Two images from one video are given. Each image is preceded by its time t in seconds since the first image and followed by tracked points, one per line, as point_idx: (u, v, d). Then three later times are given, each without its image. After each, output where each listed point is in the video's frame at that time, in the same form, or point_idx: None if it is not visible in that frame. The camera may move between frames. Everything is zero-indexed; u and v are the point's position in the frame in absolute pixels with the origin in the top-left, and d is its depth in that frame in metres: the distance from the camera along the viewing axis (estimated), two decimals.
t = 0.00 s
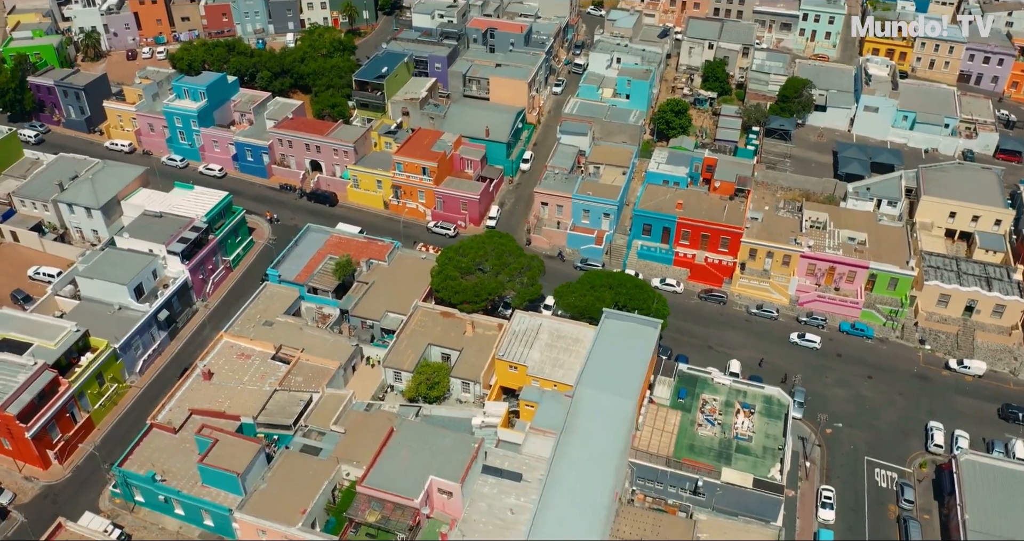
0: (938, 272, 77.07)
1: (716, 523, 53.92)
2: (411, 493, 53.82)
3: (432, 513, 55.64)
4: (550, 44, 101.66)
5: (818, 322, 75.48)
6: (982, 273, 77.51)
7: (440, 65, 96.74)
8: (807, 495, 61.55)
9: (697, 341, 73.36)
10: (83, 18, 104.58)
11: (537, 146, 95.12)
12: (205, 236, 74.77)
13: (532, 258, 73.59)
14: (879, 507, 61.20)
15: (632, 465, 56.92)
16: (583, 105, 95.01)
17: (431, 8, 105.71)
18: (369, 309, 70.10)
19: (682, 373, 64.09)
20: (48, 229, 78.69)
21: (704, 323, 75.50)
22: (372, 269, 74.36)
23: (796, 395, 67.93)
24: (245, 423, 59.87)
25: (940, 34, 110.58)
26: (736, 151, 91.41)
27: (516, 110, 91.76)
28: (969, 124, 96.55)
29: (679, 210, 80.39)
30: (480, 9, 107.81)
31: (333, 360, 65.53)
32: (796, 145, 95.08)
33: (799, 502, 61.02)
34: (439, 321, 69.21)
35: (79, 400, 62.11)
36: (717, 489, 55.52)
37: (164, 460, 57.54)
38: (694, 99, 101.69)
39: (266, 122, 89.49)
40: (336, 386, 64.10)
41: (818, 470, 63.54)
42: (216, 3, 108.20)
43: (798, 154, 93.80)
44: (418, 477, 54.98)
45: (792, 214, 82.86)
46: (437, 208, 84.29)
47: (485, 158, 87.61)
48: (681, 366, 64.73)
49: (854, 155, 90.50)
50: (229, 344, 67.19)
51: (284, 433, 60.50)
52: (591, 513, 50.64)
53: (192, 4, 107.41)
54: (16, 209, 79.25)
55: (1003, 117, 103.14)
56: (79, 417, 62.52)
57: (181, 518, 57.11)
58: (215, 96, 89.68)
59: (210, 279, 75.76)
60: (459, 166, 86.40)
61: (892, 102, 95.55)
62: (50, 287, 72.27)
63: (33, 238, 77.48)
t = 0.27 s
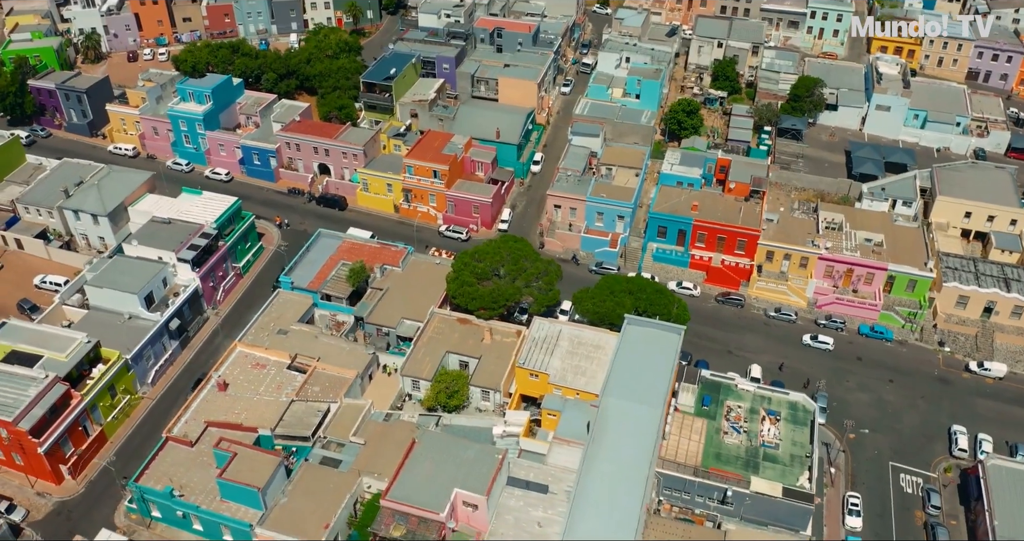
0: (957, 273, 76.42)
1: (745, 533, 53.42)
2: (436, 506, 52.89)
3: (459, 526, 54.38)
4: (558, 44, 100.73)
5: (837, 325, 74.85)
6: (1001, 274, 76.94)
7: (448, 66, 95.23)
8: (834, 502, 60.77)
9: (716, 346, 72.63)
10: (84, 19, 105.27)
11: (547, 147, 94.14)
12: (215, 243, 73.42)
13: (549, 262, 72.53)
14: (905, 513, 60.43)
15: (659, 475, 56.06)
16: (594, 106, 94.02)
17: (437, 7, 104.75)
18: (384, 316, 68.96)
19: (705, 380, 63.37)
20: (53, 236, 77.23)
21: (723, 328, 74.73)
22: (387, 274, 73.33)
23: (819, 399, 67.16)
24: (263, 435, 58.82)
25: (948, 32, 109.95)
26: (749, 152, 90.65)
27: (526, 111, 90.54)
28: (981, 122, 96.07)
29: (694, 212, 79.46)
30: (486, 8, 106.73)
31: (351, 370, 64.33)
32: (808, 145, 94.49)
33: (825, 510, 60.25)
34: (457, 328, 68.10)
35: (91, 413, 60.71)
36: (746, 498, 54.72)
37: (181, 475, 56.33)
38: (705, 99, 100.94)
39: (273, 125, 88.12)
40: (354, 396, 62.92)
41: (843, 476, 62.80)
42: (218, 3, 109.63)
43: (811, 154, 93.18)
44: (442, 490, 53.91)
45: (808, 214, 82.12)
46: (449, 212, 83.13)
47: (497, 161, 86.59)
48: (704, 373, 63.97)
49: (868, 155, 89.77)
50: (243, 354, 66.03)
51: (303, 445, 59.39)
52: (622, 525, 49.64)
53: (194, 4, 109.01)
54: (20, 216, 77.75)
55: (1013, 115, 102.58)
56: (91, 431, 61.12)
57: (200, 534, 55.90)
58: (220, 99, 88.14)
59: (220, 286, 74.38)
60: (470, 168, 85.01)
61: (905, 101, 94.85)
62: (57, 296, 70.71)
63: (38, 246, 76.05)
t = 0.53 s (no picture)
0: (975, 274, 75.78)
1: None
2: (462, 520, 51.76)
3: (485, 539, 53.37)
4: (566, 43, 99.62)
5: (856, 328, 74.18)
6: (1018, 274, 76.40)
7: (457, 66, 94.39)
8: (860, 509, 60.06)
9: (736, 350, 71.90)
10: (83, 20, 104.80)
11: (558, 149, 93.12)
12: (225, 249, 72.02)
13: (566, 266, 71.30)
14: (933, 519, 59.74)
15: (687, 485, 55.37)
16: (605, 107, 93.18)
17: (444, 7, 103.81)
18: (400, 323, 67.77)
19: (729, 386, 62.53)
20: (59, 244, 75.71)
21: (741, 331, 73.99)
22: (401, 280, 72.17)
23: (841, 404, 66.45)
24: (281, 448, 57.55)
25: (957, 29, 109.42)
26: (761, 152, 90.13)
27: (536, 112, 89.45)
28: (992, 120, 95.54)
29: (710, 215, 78.54)
30: (493, 7, 105.61)
31: (368, 379, 63.12)
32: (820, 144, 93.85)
33: (852, 517, 59.55)
34: (475, 335, 67.03)
35: (104, 426, 59.42)
36: (776, 508, 53.86)
37: (199, 489, 55.12)
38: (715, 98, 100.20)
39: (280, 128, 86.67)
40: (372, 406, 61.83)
41: (868, 482, 62.10)
42: (220, 4, 109.41)
43: (823, 153, 92.54)
44: (468, 503, 52.88)
45: (823, 215, 81.40)
46: (461, 215, 81.98)
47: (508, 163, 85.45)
48: (727, 379, 63.02)
49: (881, 154, 89.09)
50: (258, 364, 64.82)
51: (322, 457, 57.99)
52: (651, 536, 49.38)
53: (196, 5, 108.94)
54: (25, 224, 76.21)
55: None
56: (104, 445, 59.88)
57: None
58: (226, 102, 86.63)
59: (231, 293, 73.01)
60: (481, 171, 83.72)
61: (916, 100, 94.12)
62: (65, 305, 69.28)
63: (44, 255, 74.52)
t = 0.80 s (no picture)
0: (982, 275, 75.58)
1: None
2: (473, 526, 51.30)
3: None
4: (569, 43, 99.24)
5: (864, 329, 73.92)
6: None
7: (459, 66, 93.67)
8: (872, 512, 59.75)
9: (744, 352, 71.61)
10: (83, 21, 104.31)
11: (562, 149, 92.72)
12: (230, 252, 71.55)
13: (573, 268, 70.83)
14: (944, 522, 59.43)
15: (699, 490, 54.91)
16: (609, 107, 92.77)
17: (447, 7, 103.52)
18: (407, 327, 67.29)
19: (740, 389, 62.19)
20: (61, 247, 75.09)
21: (749, 333, 73.69)
22: (407, 283, 71.65)
23: (851, 406, 66.14)
24: (289, 453, 57.10)
25: (960, 28, 109.21)
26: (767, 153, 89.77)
27: (541, 112, 89.00)
28: (997, 120, 95.31)
29: (717, 215, 78.27)
30: (496, 7, 105.24)
31: (375, 383, 62.72)
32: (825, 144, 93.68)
33: (864, 520, 59.25)
34: (482, 338, 66.50)
35: (110, 432, 58.86)
36: (788, 512, 53.46)
37: (207, 495, 54.60)
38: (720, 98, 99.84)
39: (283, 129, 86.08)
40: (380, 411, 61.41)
41: (879, 485, 61.81)
42: (221, 4, 108.95)
43: (828, 153, 92.32)
44: (479, 508, 52.42)
45: (830, 215, 81.13)
46: (466, 217, 81.43)
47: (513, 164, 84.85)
48: (737, 381, 62.71)
49: (886, 154, 88.82)
50: (264, 368, 64.31)
51: (330, 462, 57.50)
52: None
53: (197, 5, 108.41)
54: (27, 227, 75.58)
55: None
56: (110, 451, 59.33)
57: None
58: (228, 103, 86.05)
59: (236, 297, 72.52)
60: (486, 172, 83.25)
61: (921, 99, 94.00)
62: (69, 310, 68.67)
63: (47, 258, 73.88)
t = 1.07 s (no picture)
0: (982, 275, 75.60)
1: None
2: (473, 526, 51.31)
3: None
4: (570, 43, 99.24)
5: (864, 329, 73.91)
6: None
7: (459, 66, 93.79)
8: (872, 512, 59.73)
9: (744, 352, 71.61)
10: (83, 21, 104.20)
11: (562, 149, 92.69)
12: (230, 253, 71.53)
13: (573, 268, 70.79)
14: (945, 522, 59.41)
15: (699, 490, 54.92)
16: (609, 106, 92.77)
17: (446, 7, 103.54)
18: (407, 327, 67.27)
19: (739, 389, 62.21)
20: (61, 247, 75.09)
21: (749, 333, 73.69)
22: (407, 283, 71.63)
23: (851, 406, 66.12)
24: (289, 453, 57.10)
25: (960, 28, 109.29)
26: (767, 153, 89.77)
27: (541, 112, 88.98)
28: (997, 120, 95.29)
29: (717, 216, 78.25)
30: (496, 7, 105.25)
31: (375, 383, 62.74)
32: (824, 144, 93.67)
33: (864, 520, 59.25)
34: (482, 338, 66.46)
35: (110, 432, 58.86)
36: (788, 512, 53.46)
37: (207, 495, 54.60)
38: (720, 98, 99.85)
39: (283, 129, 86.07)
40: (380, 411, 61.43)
41: (879, 485, 61.80)
42: (220, 4, 108.94)
43: (828, 153, 92.31)
44: (479, 508, 52.41)
45: (830, 216, 81.13)
46: (466, 217, 81.39)
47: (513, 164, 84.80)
48: (737, 381, 62.70)
49: (886, 154, 88.84)
50: (264, 368, 64.28)
51: (330, 462, 57.52)
52: None
53: (197, 6, 108.38)
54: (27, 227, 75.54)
55: None
56: (110, 451, 59.33)
57: None
58: (228, 103, 86.05)
59: (236, 297, 72.53)
60: (486, 172, 83.25)
61: (921, 99, 94.02)
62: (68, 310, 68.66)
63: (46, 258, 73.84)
